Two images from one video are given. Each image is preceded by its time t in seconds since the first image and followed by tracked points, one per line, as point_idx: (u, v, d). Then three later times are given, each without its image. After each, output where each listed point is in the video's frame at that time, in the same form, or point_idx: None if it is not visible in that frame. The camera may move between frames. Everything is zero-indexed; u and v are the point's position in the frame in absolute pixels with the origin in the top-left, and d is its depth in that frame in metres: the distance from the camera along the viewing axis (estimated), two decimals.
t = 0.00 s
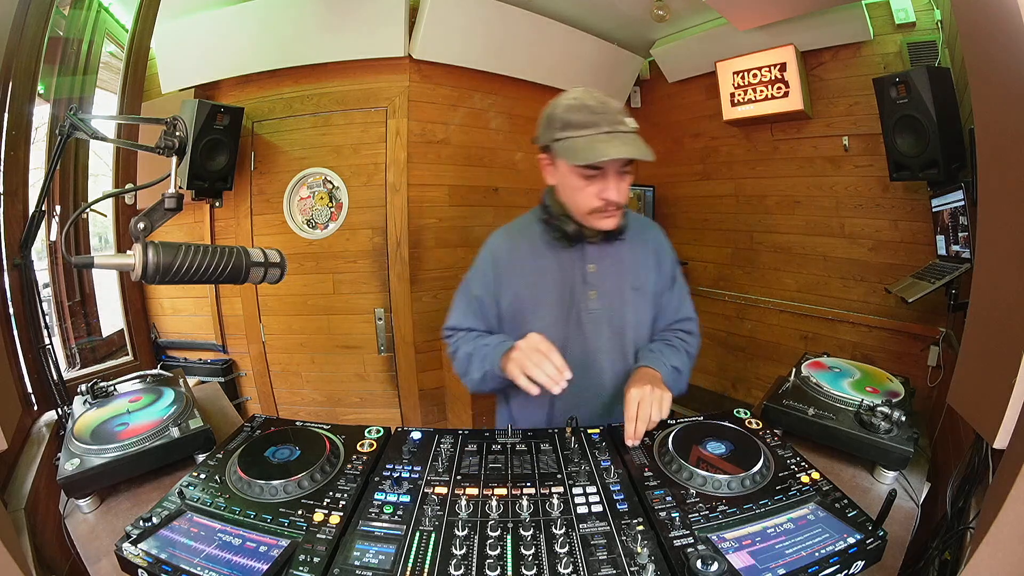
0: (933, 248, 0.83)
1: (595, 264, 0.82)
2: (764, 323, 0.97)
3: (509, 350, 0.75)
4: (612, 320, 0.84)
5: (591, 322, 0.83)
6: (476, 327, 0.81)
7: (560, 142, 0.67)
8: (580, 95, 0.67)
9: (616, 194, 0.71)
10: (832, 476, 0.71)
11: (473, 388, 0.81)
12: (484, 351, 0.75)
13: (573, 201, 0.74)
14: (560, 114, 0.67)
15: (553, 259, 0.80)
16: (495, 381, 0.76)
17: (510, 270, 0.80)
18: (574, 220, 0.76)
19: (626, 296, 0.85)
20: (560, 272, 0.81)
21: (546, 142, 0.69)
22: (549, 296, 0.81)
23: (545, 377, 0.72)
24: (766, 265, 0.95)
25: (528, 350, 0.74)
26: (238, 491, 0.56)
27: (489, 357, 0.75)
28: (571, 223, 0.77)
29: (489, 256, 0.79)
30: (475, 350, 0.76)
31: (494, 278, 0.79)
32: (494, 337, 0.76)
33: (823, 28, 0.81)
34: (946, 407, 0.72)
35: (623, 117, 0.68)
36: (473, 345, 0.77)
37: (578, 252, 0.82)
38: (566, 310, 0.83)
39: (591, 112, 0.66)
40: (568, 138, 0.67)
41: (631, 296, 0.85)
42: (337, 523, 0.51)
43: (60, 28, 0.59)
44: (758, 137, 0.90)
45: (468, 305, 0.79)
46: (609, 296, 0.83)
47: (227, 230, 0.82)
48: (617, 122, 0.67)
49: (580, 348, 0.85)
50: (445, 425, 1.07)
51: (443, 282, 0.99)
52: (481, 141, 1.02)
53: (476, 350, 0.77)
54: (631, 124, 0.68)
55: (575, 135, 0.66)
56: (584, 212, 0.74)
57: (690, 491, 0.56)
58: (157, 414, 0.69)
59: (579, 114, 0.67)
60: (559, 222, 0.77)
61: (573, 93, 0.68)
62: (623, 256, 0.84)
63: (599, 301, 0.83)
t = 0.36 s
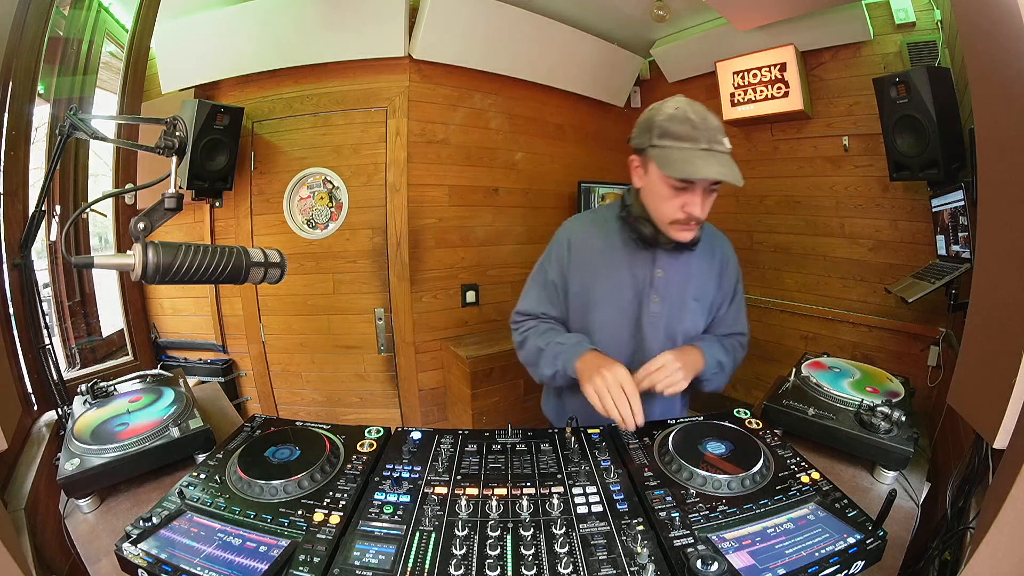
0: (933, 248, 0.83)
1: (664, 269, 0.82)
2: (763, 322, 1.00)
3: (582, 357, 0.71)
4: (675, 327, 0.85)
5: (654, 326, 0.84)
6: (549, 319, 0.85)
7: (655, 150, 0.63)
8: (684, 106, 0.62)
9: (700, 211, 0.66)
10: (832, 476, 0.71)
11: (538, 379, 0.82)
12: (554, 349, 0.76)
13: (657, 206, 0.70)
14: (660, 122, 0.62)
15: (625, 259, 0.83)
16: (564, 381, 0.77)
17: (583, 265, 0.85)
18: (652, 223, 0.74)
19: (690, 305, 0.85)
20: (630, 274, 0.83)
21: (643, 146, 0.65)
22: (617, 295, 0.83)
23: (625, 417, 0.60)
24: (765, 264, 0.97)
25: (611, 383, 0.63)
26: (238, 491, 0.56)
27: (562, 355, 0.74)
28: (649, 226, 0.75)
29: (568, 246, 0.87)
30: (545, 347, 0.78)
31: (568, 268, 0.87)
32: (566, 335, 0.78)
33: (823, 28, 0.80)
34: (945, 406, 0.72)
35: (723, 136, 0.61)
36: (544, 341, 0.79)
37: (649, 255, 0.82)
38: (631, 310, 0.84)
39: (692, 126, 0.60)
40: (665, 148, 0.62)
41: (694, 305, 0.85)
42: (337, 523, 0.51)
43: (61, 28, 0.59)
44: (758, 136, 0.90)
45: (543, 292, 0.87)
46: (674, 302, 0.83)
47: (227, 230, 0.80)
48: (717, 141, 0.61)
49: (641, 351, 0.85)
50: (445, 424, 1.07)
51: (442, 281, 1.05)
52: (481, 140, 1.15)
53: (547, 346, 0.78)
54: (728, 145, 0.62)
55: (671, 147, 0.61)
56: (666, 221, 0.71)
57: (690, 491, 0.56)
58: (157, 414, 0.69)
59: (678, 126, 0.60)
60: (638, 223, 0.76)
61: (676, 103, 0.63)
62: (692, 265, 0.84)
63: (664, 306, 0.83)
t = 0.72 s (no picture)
0: (933, 247, 0.84)
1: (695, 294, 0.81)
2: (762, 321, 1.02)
3: (604, 365, 0.68)
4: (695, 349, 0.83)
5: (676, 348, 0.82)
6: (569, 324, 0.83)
7: (708, 178, 0.60)
8: (744, 132, 0.58)
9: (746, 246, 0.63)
10: (831, 476, 0.71)
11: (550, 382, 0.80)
12: (574, 353, 0.74)
13: (702, 234, 0.68)
14: (717, 148, 0.59)
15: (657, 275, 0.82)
16: (578, 386, 0.75)
17: (613, 276, 0.84)
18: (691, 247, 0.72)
19: (714, 328, 0.83)
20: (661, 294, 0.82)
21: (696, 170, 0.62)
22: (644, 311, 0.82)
23: (625, 434, 0.58)
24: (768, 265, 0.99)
25: (627, 403, 0.60)
26: (238, 491, 0.56)
27: (582, 361, 0.71)
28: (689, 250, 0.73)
29: (600, 253, 0.86)
30: (564, 350, 0.76)
31: (597, 275, 0.85)
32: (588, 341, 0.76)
33: (823, 28, 0.79)
34: (945, 407, 0.72)
35: (780, 170, 0.58)
36: (565, 344, 0.77)
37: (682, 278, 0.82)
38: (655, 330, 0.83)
39: (750, 156, 0.57)
40: (719, 177, 0.59)
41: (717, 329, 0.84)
42: (337, 523, 0.51)
43: (61, 28, 0.59)
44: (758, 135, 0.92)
45: (569, 297, 0.86)
46: (699, 326, 0.82)
47: (228, 230, 0.78)
48: (773, 176, 0.57)
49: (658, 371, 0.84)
50: (444, 424, 1.08)
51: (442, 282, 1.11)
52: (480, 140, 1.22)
53: (567, 348, 0.75)
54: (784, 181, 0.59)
55: (726, 177, 0.58)
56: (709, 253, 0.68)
57: (690, 491, 0.56)
58: (157, 414, 0.69)
59: (735, 154, 0.57)
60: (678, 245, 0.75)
61: (736, 127, 0.59)
62: (721, 292, 0.83)
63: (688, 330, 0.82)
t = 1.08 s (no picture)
0: (933, 248, 0.83)
1: (694, 286, 0.81)
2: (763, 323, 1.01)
3: (599, 368, 0.68)
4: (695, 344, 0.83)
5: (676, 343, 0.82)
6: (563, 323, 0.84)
7: (702, 159, 0.61)
8: (737, 114, 0.60)
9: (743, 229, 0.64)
10: (831, 476, 0.71)
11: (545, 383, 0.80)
12: (569, 355, 0.74)
13: (696, 219, 0.68)
14: (711, 130, 0.60)
15: (652, 269, 0.82)
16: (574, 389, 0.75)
17: (608, 271, 0.84)
18: (689, 236, 0.72)
19: (712, 321, 0.83)
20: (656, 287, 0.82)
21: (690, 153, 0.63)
22: (641, 308, 0.82)
23: (626, 436, 0.59)
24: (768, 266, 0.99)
25: (624, 407, 0.59)
26: (238, 491, 0.56)
27: (577, 363, 0.71)
28: (687, 239, 0.72)
29: (593, 248, 0.86)
30: (559, 352, 0.76)
31: (591, 271, 0.86)
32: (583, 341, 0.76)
33: (823, 28, 0.80)
34: (945, 407, 0.72)
35: (775, 151, 0.60)
36: (560, 345, 0.78)
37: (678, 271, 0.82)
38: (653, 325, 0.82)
39: (744, 136, 0.59)
40: (715, 158, 0.60)
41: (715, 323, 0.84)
42: (337, 523, 0.51)
43: (60, 28, 0.59)
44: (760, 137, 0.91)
45: (564, 293, 0.86)
46: (698, 319, 0.82)
47: (228, 229, 0.77)
48: (768, 156, 0.59)
49: (657, 367, 0.84)
50: (444, 424, 1.08)
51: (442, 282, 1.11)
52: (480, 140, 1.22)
53: (562, 350, 0.76)
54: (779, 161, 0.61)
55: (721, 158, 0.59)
56: (705, 237, 0.69)
57: (690, 492, 0.56)
58: (157, 414, 0.69)
59: (730, 135, 0.59)
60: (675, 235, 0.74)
61: (729, 108, 0.60)
62: (720, 283, 0.83)
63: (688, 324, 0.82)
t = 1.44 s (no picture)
0: (932, 248, 0.82)
1: (664, 282, 0.80)
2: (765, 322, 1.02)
3: (592, 370, 0.68)
4: (673, 340, 0.83)
5: (655, 343, 0.82)
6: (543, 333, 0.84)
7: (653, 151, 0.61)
8: (686, 100, 0.59)
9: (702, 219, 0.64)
10: (831, 476, 0.71)
11: (537, 395, 0.80)
12: (557, 363, 0.74)
13: (656, 214, 0.68)
14: (660, 120, 0.60)
15: (622, 269, 0.82)
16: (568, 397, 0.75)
17: (577, 278, 0.85)
18: (649, 233, 0.72)
19: (690, 317, 0.84)
20: (627, 286, 0.82)
21: (640, 147, 0.63)
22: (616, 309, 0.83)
23: (626, 436, 0.59)
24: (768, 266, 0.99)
25: (623, 408, 0.60)
26: (238, 491, 0.56)
27: (567, 371, 0.72)
28: (648, 237, 0.72)
29: (560, 254, 0.86)
30: (547, 362, 0.76)
31: (561, 278, 0.86)
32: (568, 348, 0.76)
33: (824, 28, 0.80)
34: (944, 406, 0.72)
35: (730, 134, 0.58)
36: (546, 356, 0.78)
37: (649, 267, 0.81)
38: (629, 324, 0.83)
39: (694, 123, 0.58)
40: (665, 149, 0.60)
41: (692, 317, 0.84)
42: (337, 523, 0.51)
43: (60, 28, 0.59)
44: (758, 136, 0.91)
45: (539, 302, 0.87)
46: (673, 315, 0.82)
47: (227, 229, 0.80)
48: (723, 140, 0.58)
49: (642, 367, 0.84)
50: (444, 424, 1.07)
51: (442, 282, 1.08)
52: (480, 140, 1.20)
53: (550, 360, 0.76)
54: (736, 143, 0.59)
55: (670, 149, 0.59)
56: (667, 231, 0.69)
57: (690, 492, 0.56)
58: (157, 414, 0.69)
59: (678, 124, 0.58)
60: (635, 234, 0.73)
61: (677, 96, 0.60)
62: (691, 277, 0.82)
63: (662, 321, 0.81)
